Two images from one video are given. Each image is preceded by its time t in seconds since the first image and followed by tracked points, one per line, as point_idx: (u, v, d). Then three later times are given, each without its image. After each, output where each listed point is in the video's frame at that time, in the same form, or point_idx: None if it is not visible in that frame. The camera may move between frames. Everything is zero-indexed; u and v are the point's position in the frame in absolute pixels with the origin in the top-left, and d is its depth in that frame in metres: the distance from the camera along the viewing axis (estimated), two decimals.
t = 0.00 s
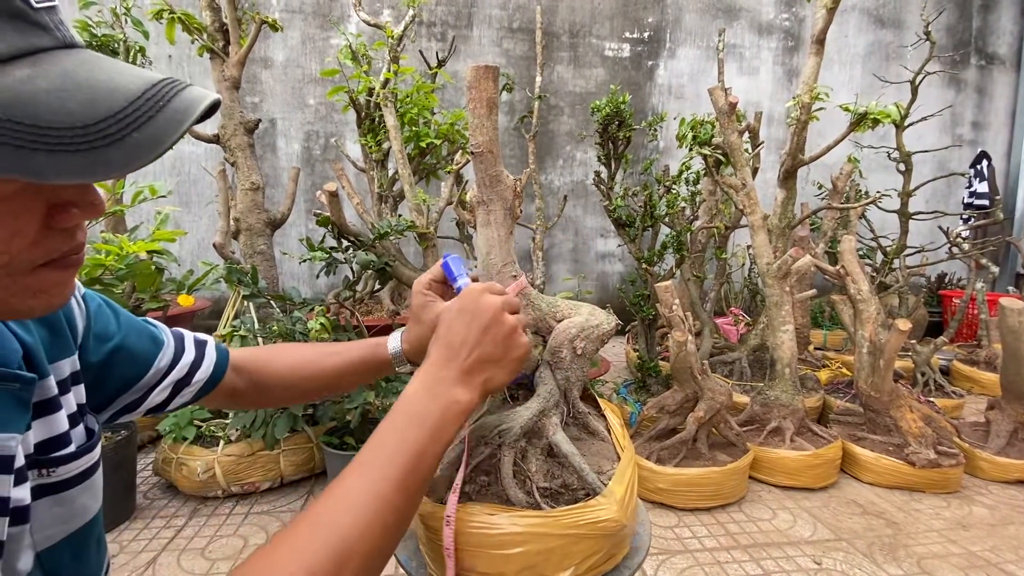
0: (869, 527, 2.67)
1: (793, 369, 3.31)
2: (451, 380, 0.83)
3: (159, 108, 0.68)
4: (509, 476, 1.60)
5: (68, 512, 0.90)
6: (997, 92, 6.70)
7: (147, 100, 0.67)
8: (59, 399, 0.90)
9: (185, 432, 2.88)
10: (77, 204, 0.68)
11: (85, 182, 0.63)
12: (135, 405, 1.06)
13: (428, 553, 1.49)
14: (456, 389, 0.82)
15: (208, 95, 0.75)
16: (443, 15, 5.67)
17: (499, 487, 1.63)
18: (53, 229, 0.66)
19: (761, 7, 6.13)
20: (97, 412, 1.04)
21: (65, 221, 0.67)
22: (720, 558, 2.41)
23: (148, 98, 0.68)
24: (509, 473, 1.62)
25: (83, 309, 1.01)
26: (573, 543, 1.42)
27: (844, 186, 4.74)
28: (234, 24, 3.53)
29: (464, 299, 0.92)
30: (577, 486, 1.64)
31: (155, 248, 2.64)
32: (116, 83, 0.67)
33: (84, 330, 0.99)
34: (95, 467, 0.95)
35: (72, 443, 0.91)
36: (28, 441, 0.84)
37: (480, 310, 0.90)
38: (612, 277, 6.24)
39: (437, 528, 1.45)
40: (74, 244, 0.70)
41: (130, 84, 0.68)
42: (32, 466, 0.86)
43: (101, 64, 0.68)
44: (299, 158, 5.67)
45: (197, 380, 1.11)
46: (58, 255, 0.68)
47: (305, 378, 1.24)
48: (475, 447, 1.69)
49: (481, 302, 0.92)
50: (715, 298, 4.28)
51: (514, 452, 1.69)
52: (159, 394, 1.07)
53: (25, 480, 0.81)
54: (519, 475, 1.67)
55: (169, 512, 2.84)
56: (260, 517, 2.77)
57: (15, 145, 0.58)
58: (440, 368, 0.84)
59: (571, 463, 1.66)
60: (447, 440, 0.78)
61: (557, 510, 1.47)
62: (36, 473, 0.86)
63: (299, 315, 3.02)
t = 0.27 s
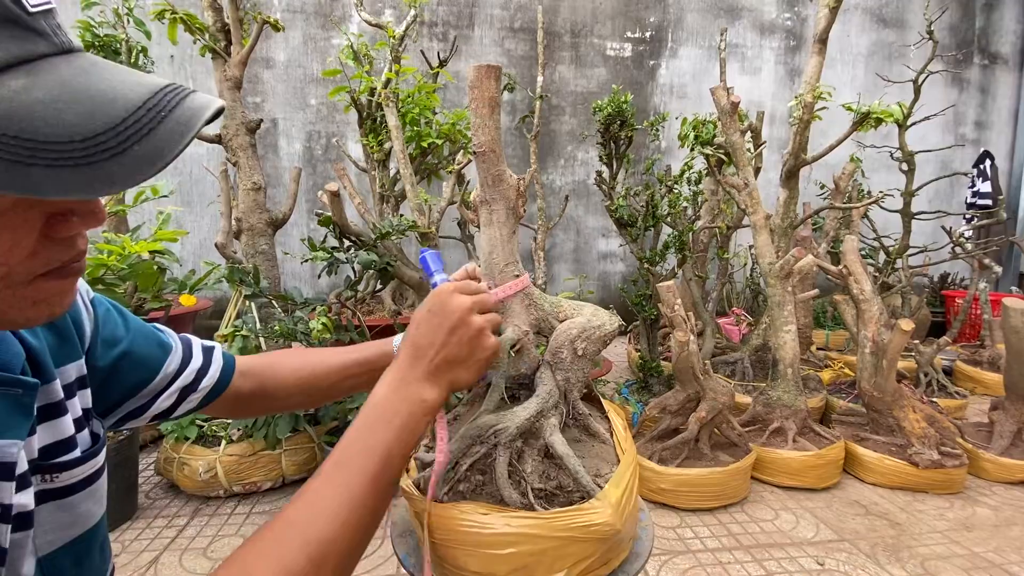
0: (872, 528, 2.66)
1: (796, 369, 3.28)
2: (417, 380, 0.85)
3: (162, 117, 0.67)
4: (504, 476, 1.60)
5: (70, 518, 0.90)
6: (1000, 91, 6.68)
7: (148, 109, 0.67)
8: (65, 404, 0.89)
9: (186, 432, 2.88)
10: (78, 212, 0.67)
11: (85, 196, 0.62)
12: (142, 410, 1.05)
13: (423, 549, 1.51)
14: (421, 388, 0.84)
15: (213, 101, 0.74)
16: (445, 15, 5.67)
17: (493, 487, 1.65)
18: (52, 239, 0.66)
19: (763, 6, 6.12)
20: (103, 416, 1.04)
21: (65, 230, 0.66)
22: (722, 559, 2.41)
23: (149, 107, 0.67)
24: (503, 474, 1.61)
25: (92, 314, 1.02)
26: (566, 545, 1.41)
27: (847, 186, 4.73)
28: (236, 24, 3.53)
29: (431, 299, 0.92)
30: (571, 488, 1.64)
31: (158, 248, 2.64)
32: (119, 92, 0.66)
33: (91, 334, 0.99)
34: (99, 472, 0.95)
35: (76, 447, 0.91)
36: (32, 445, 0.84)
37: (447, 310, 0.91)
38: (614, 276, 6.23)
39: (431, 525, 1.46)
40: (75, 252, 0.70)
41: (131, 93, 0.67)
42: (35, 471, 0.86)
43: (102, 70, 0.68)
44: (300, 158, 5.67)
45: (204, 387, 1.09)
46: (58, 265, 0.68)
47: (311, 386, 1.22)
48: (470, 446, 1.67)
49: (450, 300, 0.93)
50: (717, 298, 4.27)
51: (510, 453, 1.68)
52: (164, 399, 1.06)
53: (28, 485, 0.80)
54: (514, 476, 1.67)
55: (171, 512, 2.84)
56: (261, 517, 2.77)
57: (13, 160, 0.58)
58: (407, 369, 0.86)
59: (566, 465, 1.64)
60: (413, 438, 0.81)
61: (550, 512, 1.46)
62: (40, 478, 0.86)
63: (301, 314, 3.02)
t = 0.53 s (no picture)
0: (874, 529, 2.66)
1: (798, 369, 3.27)
2: (382, 381, 0.88)
3: (165, 142, 0.65)
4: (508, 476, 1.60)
5: (73, 515, 0.90)
6: (1003, 91, 6.66)
7: (151, 133, 0.64)
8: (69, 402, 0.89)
9: (189, 431, 2.88)
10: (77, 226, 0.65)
11: (85, 225, 0.60)
12: (142, 410, 1.05)
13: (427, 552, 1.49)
14: (387, 389, 0.87)
15: (215, 121, 0.71)
16: (446, 15, 5.67)
17: (499, 487, 1.65)
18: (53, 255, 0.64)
19: (765, 6, 6.11)
20: (106, 413, 1.05)
21: (67, 245, 0.65)
22: (724, 560, 2.40)
23: (152, 130, 0.64)
24: (509, 475, 1.61)
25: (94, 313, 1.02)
26: (572, 545, 1.41)
27: (849, 186, 4.72)
28: (238, 24, 3.54)
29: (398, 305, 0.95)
30: (577, 488, 1.64)
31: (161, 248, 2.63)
32: (120, 113, 0.64)
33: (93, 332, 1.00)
34: (102, 470, 0.95)
35: (81, 446, 0.91)
36: (38, 443, 0.84)
37: (412, 316, 0.93)
38: (616, 276, 6.22)
39: (436, 527, 1.45)
40: (78, 265, 0.68)
41: (134, 116, 0.64)
42: (39, 469, 0.86)
43: (103, 88, 0.65)
44: (302, 158, 5.67)
45: (204, 389, 1.09)
46: (61, 280, 0.67)
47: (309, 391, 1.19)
48: (474, 447, 1.68)
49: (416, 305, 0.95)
50: (718, 298, 4.26)
51: (515, 453, 1.68)
52: (164, 399, 1.06)
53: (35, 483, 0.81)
54: (519, 476, 1.68)
55: (173, 512, 2.84)
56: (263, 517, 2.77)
57: (13, 191, 0.55)
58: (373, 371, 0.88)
59: (571, 464, 1.64)
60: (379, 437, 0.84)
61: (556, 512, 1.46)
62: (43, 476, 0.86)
63: (303, 314, 3.02)
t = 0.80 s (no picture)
0: (876, 529, 2.65)
1: (800, 369, 3.26)
2: (382, 388, 0.88)
3: (150, 161, 0.64)
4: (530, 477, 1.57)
5: (76, 513, 0.90)
6: (1006, 91, 6.65)
7: (136, 151, 0.64)
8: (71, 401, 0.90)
9: (190, 431, 2.90)
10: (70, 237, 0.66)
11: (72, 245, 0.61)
12: (143, 409, 1.05)
13: (449, 560, 1.44)
14: (387, 396, 0.87)
15: (205, 135, 0.70)
16: (448, 15, 5.67)
17: (520, 488, 1.61)
18: (47, 269, 0.64)
19: (767, 6, 6.11)
20: (106, 412, 1.05)
21: (59, 259, 0.64)
22: (725, 560, 2.40)
23: (138, 149, 0.64)
24: (529, 476, 1.58)
25: (94, 311, 1.02)
26: (598, 540, 1.39)
27: (851, 186, 4.71)
28: (239, 25, 3.54)
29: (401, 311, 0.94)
30: (596, 484, 1.60)
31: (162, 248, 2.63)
32: (106, 131, 0.63)
33: (96, 330, 1.00)
34: (105, 468, 0.95)
35: (83, 444, 0.91)
36: (41, 442, 0.84)
37: (415, 323, 0.93)
38: (617, 276, 6.22)
39: (460, 533, 1.40)
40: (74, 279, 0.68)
41: (119, 133, 0.64)
42: (43, 467, 0.86)
43: (89, 104, 0.64)
44: (304, 158, 5.68)
45: (204, 388, 1.09)
46: (54, 293, 0.67)
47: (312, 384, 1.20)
48: (493, 450, 1.64)
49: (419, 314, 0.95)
50: (720, 298, 4.25)
51: (532, 454, 1.65)
52: (166, 398, 1.06)
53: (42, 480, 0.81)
54: (539, 476, 1.64)
55: (175, 512, 2.85)
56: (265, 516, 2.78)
57: None
58: (373, 377, 0.88)
59: (589, 461, 1.62)
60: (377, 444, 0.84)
61: (579, 508, 1.44)
62: (46, 474, 0.87)
63: (304, 315, 3.03)
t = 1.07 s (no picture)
0: (878, 530, 2.64)
1: (802, 369, 3.24)
2: (384, 390, 0.86)
3: (149, 185, 0.61)
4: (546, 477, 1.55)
5: (76, 515, 0.90)
6: (1009, 90, 6.62)
7: (133, 175, 0.60)
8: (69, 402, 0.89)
9: (192, 431, 2.90)
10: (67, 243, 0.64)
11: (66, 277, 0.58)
12: (140, 408, 1.05)
13: (464, 565, 1.39)
14: (390, 399, 0.85)
15: (207, 153, 0.67)
16: (449, 15, 5.67)
17: (536, 488, 1.58)
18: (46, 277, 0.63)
19: (768, 5, 6.09)
20: (103, 411, 1.04)
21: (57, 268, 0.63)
22: (727, 560, 2.39)
23: (134, 172, 0.60)
24: (545, 475, 1.56)
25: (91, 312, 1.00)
26: (618, 536, 1.38)
27: (853, 185, 4.69)
28: (240, 24, 3.54)
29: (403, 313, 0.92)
30: (609, 480, 1.60)
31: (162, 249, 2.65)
32: (99, 153, 0.60)
33: (92, 330, 0.98)
34: (103, 470, 0.94)
35: (81, 447, 0.90)
36: (40, 446, 0.83)
37: (416, 326, 0.91)
38: (619, 276, 6.21)
39: (477, 537, 1.36)
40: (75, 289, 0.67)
41: (118, 154, 0.60)
42: (42, 471, 0.86)
43: (84, 123, 0.61)
44: (305, 158, 5.68)
45: (202, 385, 1.09)
46: (58, 306, 0.65)
47: (303, 379, 1.21)
48: (508, 451, 1.60)
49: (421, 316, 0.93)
50: (722, 298, 4.24)
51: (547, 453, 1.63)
52: (163, 396, 1.05)
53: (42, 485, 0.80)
54: (554, 475, 1.61)
55: (176, 511, 2.84)
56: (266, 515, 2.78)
57: None
58: (375, 379, 0.86)
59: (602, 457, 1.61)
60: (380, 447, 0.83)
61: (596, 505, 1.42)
62: (46, 477, 0.86)
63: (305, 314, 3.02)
